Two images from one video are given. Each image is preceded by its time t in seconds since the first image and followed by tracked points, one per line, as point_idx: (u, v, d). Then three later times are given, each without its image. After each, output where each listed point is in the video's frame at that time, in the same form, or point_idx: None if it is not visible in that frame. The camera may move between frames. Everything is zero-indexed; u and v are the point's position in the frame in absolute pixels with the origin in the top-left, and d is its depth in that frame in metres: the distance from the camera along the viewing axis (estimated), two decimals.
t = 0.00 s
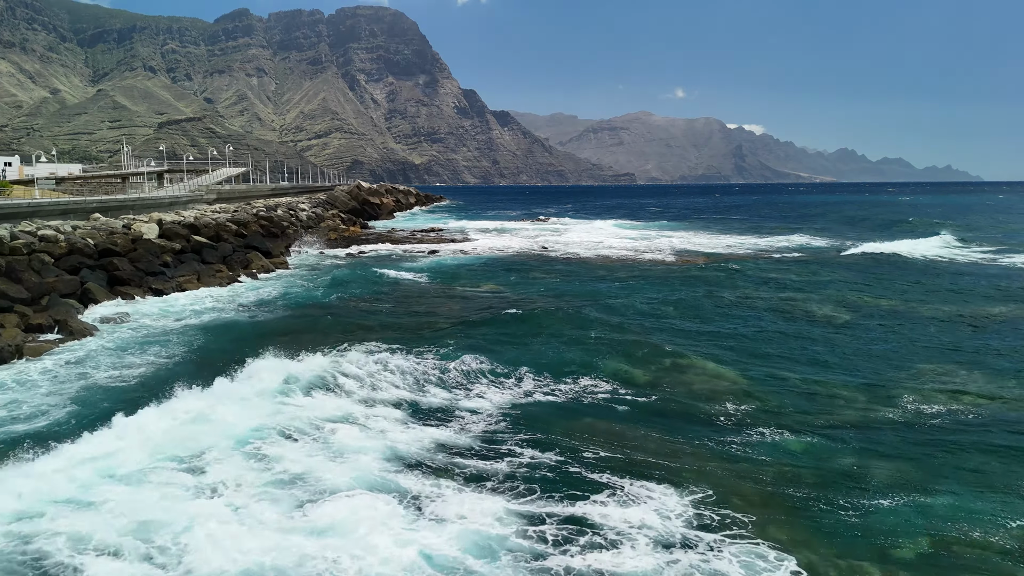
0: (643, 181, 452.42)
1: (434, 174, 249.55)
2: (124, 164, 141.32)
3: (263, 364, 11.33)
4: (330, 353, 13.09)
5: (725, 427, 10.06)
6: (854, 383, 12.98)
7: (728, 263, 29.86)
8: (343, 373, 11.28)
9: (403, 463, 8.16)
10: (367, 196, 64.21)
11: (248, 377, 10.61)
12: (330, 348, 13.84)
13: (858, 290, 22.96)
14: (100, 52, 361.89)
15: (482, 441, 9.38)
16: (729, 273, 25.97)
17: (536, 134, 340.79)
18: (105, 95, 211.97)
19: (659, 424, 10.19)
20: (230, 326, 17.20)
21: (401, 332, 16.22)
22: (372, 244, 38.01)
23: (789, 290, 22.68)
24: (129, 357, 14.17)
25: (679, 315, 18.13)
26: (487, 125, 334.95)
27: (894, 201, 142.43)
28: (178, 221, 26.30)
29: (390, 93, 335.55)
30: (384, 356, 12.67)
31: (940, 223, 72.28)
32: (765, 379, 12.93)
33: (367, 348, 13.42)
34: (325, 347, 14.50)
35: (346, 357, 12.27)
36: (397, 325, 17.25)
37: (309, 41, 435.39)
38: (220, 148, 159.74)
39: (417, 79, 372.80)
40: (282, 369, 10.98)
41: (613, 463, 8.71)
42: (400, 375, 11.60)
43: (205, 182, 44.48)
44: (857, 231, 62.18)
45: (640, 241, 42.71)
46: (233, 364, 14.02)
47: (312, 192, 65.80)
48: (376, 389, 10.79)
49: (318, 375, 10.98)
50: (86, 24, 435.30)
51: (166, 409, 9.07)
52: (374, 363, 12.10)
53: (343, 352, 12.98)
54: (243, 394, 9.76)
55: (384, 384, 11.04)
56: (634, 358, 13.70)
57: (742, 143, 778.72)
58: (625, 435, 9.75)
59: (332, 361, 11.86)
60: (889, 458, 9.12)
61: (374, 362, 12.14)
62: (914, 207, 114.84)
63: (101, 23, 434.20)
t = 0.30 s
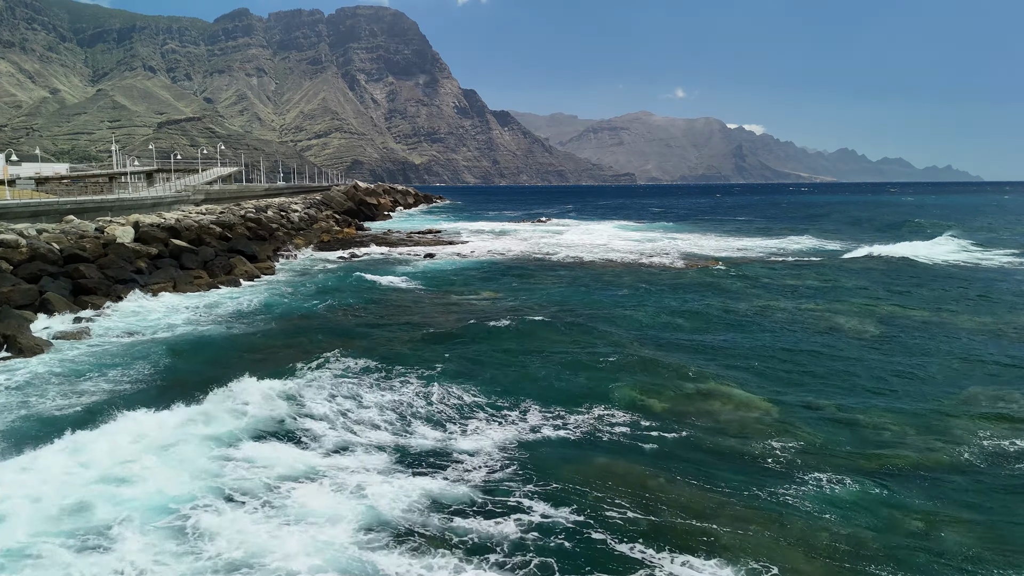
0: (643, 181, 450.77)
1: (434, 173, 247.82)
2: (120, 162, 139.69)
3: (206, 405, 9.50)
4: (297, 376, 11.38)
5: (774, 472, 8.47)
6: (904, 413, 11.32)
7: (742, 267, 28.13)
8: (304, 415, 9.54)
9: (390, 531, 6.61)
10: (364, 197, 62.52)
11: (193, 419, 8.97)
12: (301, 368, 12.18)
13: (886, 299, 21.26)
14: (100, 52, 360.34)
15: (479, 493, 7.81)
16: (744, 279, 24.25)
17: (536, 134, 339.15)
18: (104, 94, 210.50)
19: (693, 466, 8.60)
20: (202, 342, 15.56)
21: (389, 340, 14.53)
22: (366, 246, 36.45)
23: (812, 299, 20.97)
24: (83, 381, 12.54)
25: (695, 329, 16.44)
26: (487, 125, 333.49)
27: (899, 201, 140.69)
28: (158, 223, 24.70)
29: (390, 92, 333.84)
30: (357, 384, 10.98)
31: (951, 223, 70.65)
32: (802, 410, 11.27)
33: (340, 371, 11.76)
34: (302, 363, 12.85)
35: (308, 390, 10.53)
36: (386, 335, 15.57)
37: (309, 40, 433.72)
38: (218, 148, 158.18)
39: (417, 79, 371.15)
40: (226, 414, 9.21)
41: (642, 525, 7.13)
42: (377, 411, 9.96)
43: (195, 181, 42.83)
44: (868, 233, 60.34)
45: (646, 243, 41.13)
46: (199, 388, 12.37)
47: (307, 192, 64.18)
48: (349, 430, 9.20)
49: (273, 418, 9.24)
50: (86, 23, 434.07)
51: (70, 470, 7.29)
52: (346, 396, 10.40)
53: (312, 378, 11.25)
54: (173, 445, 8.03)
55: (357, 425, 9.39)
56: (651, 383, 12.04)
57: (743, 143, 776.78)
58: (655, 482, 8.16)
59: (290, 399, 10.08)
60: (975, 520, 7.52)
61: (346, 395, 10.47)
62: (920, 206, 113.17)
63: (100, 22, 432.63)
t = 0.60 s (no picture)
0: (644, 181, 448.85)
1: (434, 173, 246.12)
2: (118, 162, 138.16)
3: (130, 469, 7.74)
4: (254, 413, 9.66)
5: (846, 537, 6.97)
6: (969, 448, 9.67)
7: (758, 272, 26.43)
8: (261, 474, 7.89)
9: None
10: (361, 197, 60.92)
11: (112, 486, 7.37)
12: (262, 398, 10.49)
13: (918, 308, 19.55)
14: (100, 51, 359.03)
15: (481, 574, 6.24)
16: (762, 287, 22.55)
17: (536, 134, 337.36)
18: (103, 95, 209.25)
19: (743, 528, 7.09)
20: (169, 361, 13.92)
21: (372, 358, 12.98)
22: (361, 249, 34.87)
23: (838, 309, 19.26)
24: (26, 413, 10.85)
25: (715, 344, 14.76)
26: (487, 125, 331.85)
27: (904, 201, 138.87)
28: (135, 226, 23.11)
29: (390, 92, 332.33)
30: (327, 425, 9.34)
31: (962, 224, 68.91)
32: (849, 448, 9.62)
33: (307, 403, 10.08)
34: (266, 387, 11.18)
35: (265, 437, 8.83)
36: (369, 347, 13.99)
37: (309, 40, 432.16)
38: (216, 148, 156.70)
39: (417, 79, 369.54)
40: (153, 481, 7.51)
41: None
42: (355, 459, 8.42)
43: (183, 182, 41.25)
44: (879, 233, 58.56)
45: (652, 245, 39.53)
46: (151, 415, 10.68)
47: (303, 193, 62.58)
48: (316, 488, 7.64)
49: (216, 482, 7.56)
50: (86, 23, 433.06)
51: None
52: (314, 442, 8.77)
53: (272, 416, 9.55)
54: (76, 530, 6.44)
55: (333, 481, 7.82)
56: (671, 417, 10.39)
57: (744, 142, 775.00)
58: (701, 551, 6.63)
59: (240, 452, 8.35)
60: None
61: (315, 441, 8.83)
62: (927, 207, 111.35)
63: (100, 22, 431.30)
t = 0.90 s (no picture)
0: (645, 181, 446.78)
1: (434, 173, 244.37)
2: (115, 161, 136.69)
3: (27, 565, 6.11)
4: (202, 467, 8.01)
5: None
6: None
7: (773, 276, 24.80)
8: (205, 555, 6.34)
9: None
10: (358, 198, 59.42)
11: None
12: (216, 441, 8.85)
13: (955, 319, 17.94)
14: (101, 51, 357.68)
15: None
16: (781, 294, 20.94)
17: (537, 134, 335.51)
18: (103, 94, 208.02)
19: None
20: (130, 384, 12.39)
21: (353, 381, 11.43)
22: (355, 252, 33.37)
23: (867, 319, 17.63)
24: None
25: (737, 361, 13.17)
26: (488, 125, 330.19)
27: (910, 201, 136.89)
28: (108, 229, 21.59)
29: (390, 91, 330.58)
30: (292, 481, 7.74)
31: (976, 224, 67.11)
32: (912, 494, 8.14)
33: (269, 451, 8.46)
34: (224, 424, 9.54)
35: (211, 503, 7.20)
36: (351, 364, 12.43)
37: (310, 40, 430.69)
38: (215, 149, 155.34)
39: (417, 79, 367.93)
40: None
41: None
42: (327, 525, 6.87)
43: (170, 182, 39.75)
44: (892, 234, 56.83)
45: (659, 246, 37.98)
46: (86, 451, 9.02)
47: (299, 194, 61.09)
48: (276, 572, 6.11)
49: None
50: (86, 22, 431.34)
51: None
52: (275, 505, 7.19)
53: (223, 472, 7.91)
54: None
55: (298, 560, 6.28)
56: (700, 459, 8.84)
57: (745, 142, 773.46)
58: None
59: (176, 528, 6.74)
60: None
61: (276, 504, 7.24)
62: (935, 206, 109.33)
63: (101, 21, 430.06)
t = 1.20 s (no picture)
0: (646, 181, 444.81)
1: (435, 173, 242.59)
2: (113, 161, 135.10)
3: None
4: (126, 552, 6.36)
5: None
6: None
7: (791, 282, 23.23)
8: None
9: None
10: (355, 198, 57.87)
11: None
12: (149, 508, 7.15)
13: (996, 332, 16.37)
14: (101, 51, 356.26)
15: None
16: (801, 303, 19.31)
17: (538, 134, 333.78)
18: (102, 94, 206.51)
19: None
20: (76, 414, 10.83)
21: (325, 414, 9.77)
22: (348, 255, 31.79)
23: (902, 332, 15.97)
24: None
25: (767, 386, 11.54)
26: (488, 125, 328.59)
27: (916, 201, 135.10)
28: (75, 233, 20.02)
29: (391, 91, 328.98)
30: (244, 566, 6.14)
31: (990, 224, 65.41)
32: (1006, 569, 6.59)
33: (214, 524, 6.81)
34: (164, 479, 7.83)
35: None
36: (323, 390, 10.78)
37: (310, 40, 429.17)
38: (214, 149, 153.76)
39: (418, 78, 366.29)
40: None
41: None
42: None
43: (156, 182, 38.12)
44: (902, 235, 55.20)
45: (665, 249, 36.43)
46: None
47: (295, 194, 59.54)
48: None
49: None
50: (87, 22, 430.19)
51: None
52: None
53: (154, 557, 6.30)
54: None
55: None
56: (744, 518, 7.27)
57: (745, 142, 771.88)
58: None
59: None
60: None
61: None
62: (943, 206, 107.55)
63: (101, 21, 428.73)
